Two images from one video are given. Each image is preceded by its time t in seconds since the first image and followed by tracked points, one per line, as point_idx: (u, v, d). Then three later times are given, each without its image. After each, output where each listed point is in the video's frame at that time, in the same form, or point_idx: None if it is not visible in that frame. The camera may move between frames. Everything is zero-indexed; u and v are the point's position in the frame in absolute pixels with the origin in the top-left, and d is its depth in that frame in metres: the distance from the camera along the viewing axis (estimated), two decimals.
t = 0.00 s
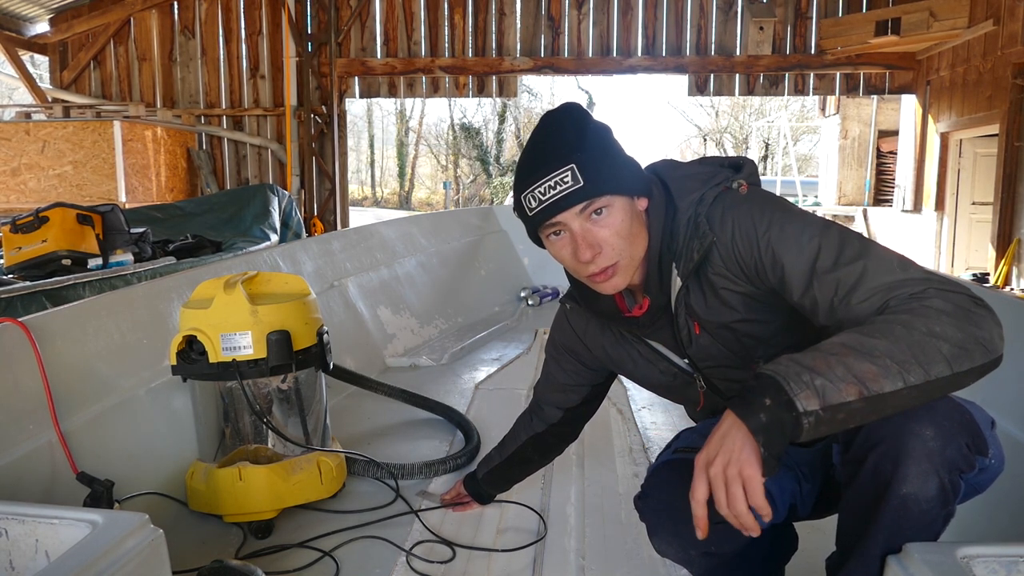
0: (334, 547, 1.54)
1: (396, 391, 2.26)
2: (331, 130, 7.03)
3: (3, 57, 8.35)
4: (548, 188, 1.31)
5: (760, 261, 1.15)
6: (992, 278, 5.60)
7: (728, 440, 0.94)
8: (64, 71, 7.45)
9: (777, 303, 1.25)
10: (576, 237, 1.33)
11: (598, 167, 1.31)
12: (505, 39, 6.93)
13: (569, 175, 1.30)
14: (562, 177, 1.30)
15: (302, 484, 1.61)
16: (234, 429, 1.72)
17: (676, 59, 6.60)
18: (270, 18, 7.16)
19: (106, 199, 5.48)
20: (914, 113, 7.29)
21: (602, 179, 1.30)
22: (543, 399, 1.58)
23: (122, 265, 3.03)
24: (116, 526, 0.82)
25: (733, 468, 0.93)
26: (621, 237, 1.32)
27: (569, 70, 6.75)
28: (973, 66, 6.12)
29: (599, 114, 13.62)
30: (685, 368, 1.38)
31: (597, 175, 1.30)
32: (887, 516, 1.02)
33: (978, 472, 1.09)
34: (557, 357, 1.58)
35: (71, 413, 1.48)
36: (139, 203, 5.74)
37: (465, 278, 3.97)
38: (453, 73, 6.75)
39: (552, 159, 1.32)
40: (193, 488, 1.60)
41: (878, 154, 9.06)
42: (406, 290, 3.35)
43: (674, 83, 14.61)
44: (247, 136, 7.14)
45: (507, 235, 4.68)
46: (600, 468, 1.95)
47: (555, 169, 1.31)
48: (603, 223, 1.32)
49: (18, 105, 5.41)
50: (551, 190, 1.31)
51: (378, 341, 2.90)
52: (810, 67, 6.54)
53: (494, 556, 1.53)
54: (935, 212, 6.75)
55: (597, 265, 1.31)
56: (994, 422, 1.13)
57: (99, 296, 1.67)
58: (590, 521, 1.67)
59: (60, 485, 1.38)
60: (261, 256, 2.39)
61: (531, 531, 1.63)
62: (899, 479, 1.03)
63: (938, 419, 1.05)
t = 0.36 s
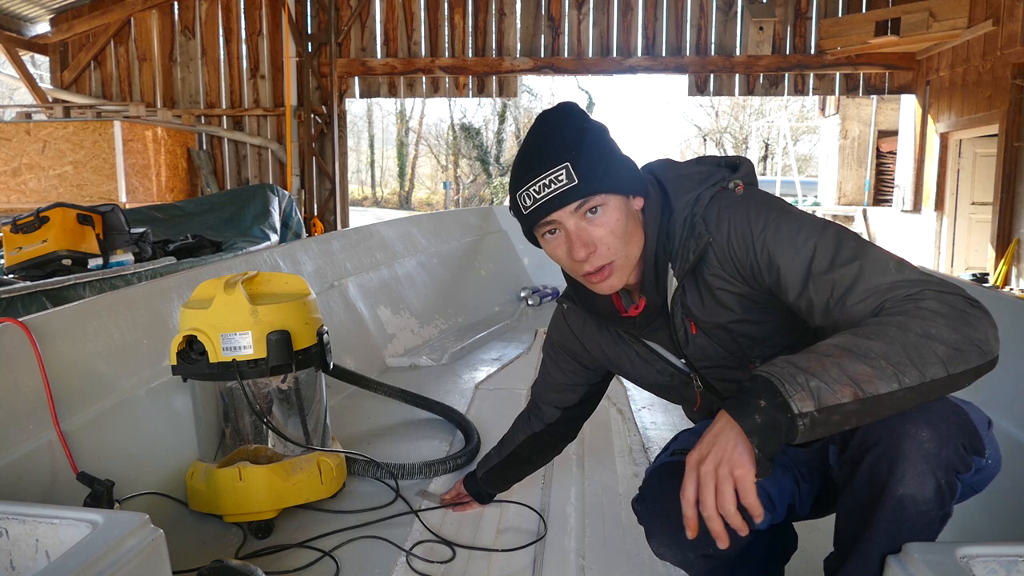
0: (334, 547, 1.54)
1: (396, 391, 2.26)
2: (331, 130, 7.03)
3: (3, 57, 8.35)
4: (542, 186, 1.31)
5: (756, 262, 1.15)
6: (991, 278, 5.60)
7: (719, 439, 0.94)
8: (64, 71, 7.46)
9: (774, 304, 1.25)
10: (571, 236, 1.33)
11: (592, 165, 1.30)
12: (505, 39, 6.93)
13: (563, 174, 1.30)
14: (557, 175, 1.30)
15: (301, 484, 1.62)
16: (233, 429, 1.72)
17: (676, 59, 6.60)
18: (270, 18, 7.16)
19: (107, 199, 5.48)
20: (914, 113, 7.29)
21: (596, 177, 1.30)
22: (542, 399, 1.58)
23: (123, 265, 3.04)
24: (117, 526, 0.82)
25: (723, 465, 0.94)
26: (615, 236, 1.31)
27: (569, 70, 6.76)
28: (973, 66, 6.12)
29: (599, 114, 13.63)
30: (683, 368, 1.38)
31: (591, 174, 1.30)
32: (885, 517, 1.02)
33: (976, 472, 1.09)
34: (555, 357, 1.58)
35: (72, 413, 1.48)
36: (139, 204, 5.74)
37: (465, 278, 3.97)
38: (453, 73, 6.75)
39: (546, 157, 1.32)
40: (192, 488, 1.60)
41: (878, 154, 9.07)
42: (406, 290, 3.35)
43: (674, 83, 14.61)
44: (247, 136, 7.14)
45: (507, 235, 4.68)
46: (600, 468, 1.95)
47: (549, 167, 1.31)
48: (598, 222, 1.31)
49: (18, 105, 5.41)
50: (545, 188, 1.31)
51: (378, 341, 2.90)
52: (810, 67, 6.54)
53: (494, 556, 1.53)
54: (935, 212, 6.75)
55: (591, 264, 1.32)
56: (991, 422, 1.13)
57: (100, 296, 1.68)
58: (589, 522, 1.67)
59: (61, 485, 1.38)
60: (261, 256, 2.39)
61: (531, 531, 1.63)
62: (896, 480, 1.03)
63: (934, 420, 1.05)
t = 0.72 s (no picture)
0: (334, 547, 1.54)
1: (396, 391, 2.26)
2: (331, 130, 7.03)
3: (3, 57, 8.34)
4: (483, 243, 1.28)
5: (757, 263, 1.14)
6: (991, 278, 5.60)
7: (719, 436, 0.95)
8: (64, 71, 7.46)
9: (775, 305, 1.24)
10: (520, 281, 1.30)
11: (515, 230, 1.20)
12: (505, 39, 6.93)
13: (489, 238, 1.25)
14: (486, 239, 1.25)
15: (302, 484, 1.61)
16: (234, 429, 1.72)
17: (676, 59, 6.59)
18: (270, 18, 7.15)
19: (106, 199, 5.48)
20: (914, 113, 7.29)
21: (516, 246, 1.21)
22: (542, 399, 1.59)
23: (123, 265, 3.03)
24: (117, 526, 0.82)
25: (723, 462, 0.94)
26: (556, 284, 1.25)
27: (569, 70, 6.76)
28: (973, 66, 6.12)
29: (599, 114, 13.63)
30: (685, 370, 1.37)
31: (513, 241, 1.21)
32: (884, 518, 1.03)
33: (976, 473, 1.09)
34: (556, 357, 1.58)
35: (72, 413, 1.48)
36: (139, 203, 5.74)
37: (465, 278, 3.97)
38: (453, 73, 6.75)
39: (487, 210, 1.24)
40: (193, 488, 1.60)
41: (878, 154, 9.08)
42: (406, 290, 3.35)
43: (674, 83, 14.61)
44: (247, 136, 7.14)
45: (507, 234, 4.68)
46: (601, 468, 1.95)
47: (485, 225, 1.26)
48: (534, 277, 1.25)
49: (18, 104, 5.40)
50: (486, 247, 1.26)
51: (378, 341, 2.90)
52: (810, 67, 6.53)
53: (494, 556, 1.53)
54: (935, 212, 6.75)
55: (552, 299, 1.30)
56: (991, 422, 1.13)
57: (100, 296, 1.67)
58: (590, 522, 1.67)
59: (60, 485, 1.38)
60: (261, 256, 2.39)
61: (531, 532, 1.63)
62: (895, 481, 1.03)
63: (933, 421, 1.05)
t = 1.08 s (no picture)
0: (333, 547, 1.54)
1: (396, 391, 2.26)
2: (331, 130, 7.03)
3: (2, 57, 8.33)
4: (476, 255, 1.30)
5: (752, 263, 1.14)
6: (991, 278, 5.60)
7: (705, 436, 0.95)
8: (64, 71, 7.46)
9: (769, 305, 1.25)
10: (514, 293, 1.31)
11: (509, 246, 1.21)
12: (505, 39, 6.93)
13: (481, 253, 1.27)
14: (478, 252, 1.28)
15: (301, 484, 1.61)
16: (234, 429, 1.72)
17: (676, 59, 6.59)
18: (270, 18, 7.15)
19: (107, 199, 5.48)
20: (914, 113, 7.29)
21: (510, 261, 1.22)
22: (542, 397, 1.59)
23: (123, 265, 3.04)
24: (118, 526, 0.82)
25: (709, 463, 0.95)
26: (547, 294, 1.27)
27: (569, 70, 6.76)
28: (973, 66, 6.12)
29: (599, 114, 13.63)
30: (681, 369, 1.37)
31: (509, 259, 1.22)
32: (878, 519, 1.03)
33: (970, 473, 1.09)
34: (555, 356, 1.58)
35: (72, 413, 1.48)
36: (139, 203, 5.74)
37: (464, 278, 3.97)
38: (453, 74, 6.75)
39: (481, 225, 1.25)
40: (192, 488, 1.60)
41: (878, 154, 9.08)
42: (405, 290, 3.35)
43: (674, 83, 14.61)
44: (247, 136, 7.14)
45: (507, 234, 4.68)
46: (599, 467, 1.95)
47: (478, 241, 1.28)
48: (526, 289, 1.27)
49: (18, 105, 5.40)
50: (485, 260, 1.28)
51: (378, 341, 2.90)
52: (810, 67, 6.53)
53: (494, 556, 1.53)
54: (934, 212, 6.76)
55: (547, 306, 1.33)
56: (985, 422, 1.12)
57: (100, 296, 1.67)
58: (589, 521, 1.67)
59: (60, 486, 1.38)
60: (261, 256, 2.39)
61: (531, 531, 1.63)
62: (887, 482, 1.04)
63: (924, 421, 1.04)
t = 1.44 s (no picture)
0: (334, 547, 1.54)
1: (396, 391, 2.26)
2: (331, 130, 7.03)
3: (3, 57, 8.34)
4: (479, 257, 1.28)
5: (750, 264, 1.14)
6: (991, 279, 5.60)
7: (707, 440, 0.95)
8: (64, 71, 7.46)
9: (769, 306, 1.24)
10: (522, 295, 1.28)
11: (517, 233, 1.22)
12: (505, 39, 6.93)
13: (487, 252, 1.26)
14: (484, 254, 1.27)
15: (302, 484, 1.61)
16: (234, 429, 1.72)
17: (676, 59, 6.59)
18: (270, 18, 7.15)
19: (106, 199, 5.47)
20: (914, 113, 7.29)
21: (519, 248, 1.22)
22: (542, 397, 1.59)
23: (123, 265, 3.03)
24: (117, 526, 0.82)
25: (712, 467, 0.95)
26: (557, 288, 1.26)
27: (568, 70, 6.76)
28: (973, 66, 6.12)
29: (599, 114, 13.63)
30: (681, 370, 1.38)
31: (515, 244, 1.22)
32: (878, 520, 1.03)
33: (971, 474, 1.09)
34: (556, 357, 1.58)
35: (72, 413, 1.48)
36: (139, 203, 5.74)
37: (464, 278, 3.97)
38: (453, 74, 6.75)
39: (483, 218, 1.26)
40: (193, 488, 1.60)
41: (878, 154, 9.08)
42: (406, 290, 3.35)
43: (674, 83, 14.61)
44: (247, 136, 7.14)
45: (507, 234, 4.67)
46: (600, 468, 1.95)
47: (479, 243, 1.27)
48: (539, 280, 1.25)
49: (19, 105, 5.40)
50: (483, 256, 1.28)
51: (378, 341, 2.90)
52: (810, 67, 6.53)
53: (494, 556, 1.53)
54: (934, 212, 6.76)
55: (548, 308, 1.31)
56: (987, 424, 1.12)
57: (100, 296, 1.68)
58: (589, 521, 1.67)
59: (61, 485, 1.38)
60: (261, 256, 2.39)
61: (531, 532, 1.63)
62: (888, 484, 1.03)
63: (925, 422, 1.05)
